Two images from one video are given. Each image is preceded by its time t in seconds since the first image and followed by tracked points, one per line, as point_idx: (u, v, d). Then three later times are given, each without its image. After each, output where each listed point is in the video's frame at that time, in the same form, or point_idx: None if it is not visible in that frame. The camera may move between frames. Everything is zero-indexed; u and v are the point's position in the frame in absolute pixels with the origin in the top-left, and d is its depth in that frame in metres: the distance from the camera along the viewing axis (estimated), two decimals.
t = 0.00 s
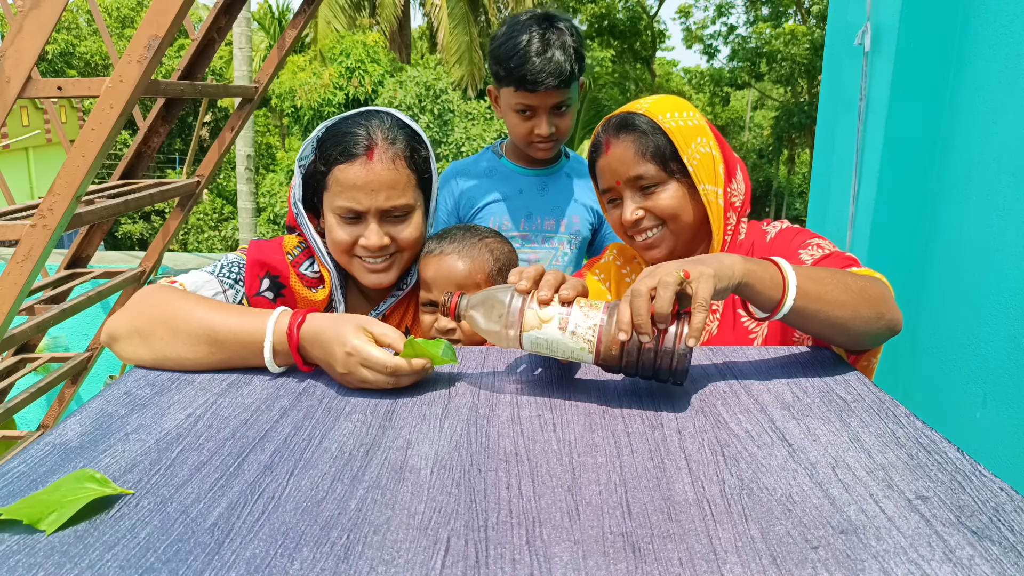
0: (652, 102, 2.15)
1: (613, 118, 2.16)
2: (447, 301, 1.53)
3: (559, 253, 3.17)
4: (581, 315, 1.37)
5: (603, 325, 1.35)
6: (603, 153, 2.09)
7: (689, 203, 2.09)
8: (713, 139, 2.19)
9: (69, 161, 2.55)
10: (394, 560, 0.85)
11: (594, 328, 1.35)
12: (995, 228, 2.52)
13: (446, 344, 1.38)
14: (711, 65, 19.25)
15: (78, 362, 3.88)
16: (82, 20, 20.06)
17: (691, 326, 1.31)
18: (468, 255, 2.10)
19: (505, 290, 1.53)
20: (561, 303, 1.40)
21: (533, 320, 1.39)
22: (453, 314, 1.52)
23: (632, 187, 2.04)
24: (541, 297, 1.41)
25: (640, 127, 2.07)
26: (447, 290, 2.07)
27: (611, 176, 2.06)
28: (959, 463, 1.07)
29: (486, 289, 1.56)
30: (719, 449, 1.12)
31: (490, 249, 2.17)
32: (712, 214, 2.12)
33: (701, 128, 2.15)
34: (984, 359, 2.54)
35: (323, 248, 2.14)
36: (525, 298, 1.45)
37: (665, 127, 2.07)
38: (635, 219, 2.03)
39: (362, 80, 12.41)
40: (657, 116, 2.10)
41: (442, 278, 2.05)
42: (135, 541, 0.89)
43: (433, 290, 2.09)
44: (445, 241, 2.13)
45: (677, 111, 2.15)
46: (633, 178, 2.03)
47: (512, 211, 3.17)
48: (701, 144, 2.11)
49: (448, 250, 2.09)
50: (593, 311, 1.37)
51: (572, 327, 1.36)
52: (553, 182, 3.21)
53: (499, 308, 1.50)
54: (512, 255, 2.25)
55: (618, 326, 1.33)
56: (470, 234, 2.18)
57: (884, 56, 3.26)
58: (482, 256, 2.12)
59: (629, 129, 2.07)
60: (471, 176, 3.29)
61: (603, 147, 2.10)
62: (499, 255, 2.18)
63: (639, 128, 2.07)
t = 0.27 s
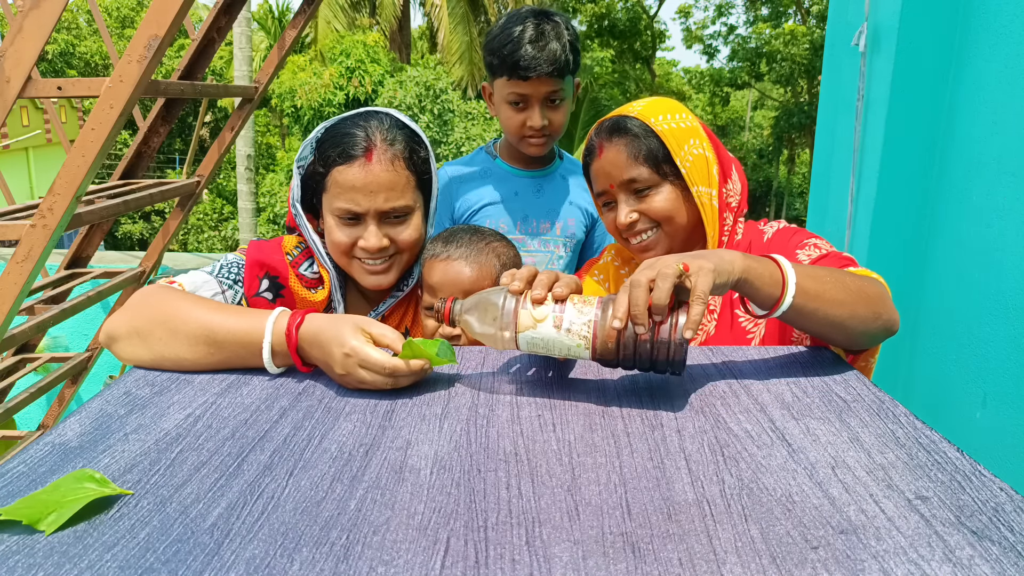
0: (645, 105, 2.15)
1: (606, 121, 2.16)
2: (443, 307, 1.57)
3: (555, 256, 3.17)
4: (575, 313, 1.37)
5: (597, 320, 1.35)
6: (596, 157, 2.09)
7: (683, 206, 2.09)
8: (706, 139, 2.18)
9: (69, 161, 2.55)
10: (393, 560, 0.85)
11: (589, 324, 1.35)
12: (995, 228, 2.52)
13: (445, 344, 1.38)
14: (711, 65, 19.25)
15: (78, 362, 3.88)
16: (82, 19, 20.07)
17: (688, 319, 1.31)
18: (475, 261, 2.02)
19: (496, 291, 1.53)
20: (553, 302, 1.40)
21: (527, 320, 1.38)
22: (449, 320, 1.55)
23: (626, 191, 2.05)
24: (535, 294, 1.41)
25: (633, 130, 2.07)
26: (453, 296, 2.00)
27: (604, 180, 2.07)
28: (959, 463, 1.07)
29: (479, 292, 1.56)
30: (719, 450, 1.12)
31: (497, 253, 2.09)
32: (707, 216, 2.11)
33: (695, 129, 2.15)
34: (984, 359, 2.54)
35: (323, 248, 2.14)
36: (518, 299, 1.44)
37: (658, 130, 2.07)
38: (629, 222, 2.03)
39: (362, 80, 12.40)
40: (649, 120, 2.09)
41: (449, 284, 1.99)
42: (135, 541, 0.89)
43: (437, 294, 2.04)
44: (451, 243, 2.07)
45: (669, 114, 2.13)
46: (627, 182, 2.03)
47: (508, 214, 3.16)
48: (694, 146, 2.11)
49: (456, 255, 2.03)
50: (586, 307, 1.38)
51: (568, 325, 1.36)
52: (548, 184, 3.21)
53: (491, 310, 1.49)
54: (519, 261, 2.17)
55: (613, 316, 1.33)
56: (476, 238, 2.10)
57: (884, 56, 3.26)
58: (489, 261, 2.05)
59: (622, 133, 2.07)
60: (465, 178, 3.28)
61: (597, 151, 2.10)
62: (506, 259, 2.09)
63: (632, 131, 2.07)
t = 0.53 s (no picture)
0: (644, 106, 2.14)
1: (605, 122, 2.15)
2: (437, 315, 1.57)
3: (546, 257, 3.17)
4: (572, 313, 1.37)
5: (594, 319, 1.35)
6: (595, 159, 2.09)
7: (682, 206, 2.09)
8: (705, 140, 2.18)
9: (69, 161, 2.55)
10: (394, 560, 0.85)
11: (586, 323, 1.35)
12: (995, 228, 2.52)
13: (445, 344, 1.38)
14: (711, 65, 19.25)
15: (78, 362, 3.88)
16: (82, 20, 20.08)
17: (686, 319, 1.31)
18: (471, 263, 2.01)
19: (490, 296, 1.54)
20: (549, 303, 1.40)
21: (524, 323, 1.38)
22: (444, 328, 1.55)
23: (625, 194, 2.05)
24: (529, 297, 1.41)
25: (632, 132, 2.06)
26: (449, 299, 1.99)
27: (604, 182, 2.07)
28: (959, 463, 1.07)
29: (474, 298, 1.57)
30: (719, 450, 1.12)
31: (494, 254, 2.08)
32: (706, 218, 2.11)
33: (694, 130, 2.15)
34: (984, 359, 2.54)
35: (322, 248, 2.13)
36: (515, 303, 1.43)
37: (657, 132, 2.07)
38: (628, 224, 2.03)
39: (362, 80, 12.40)
40: (648, 121, 2.09)
41: (445, 286, 1.98)
42: (135, 542, 0.89)
43: (434, 296, 2.03)
44: (446, 245, 2.04)
45: (668, 115, 2.13)
46: (626, 185, 2.03)
47: (500, 214, 3.16)
48: (693, 147, 2.11)
49: (451, 256, 2.01)
50: (583, 307, 1.38)
51: (563, 325, 1.36)
52: (539, 185, 3.21)
53: (487, 315, 1.50)
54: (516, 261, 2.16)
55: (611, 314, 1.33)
56: (471, 239, 2.08)
57: (883, 56, 3.26)
58: (486, 263, 2.04)
59: (621, 134, 2.07)
60: (456, 179, 3.26)
61: (596, 153, 2.10)
62: (502, 260, 2.09)
63: (632, 133, 2.06)
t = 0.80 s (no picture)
0: (644, 107, 2.14)
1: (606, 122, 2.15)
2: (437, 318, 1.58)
3: (546, 256, 3.17)
4: (571, 314, 1.36)
5: (593, 320, 1.35)
6: (595, 160, 2.09)
7: (682, 207, 2.09)
8: (705, 140, 2.18)
9: (69, 161, 2.55)
10: (393, 561, 0.85)
11: (586, 324, 1.35)
12: (995, 228, 2.52)
13: (445, 344, 1.39)
14: (711, 65, 19.24)
15: (78, 362, 3.88)
16: (82, 20, 20.08)
17: (685, 320, 1.31)
18: (469, 262, 2.01)
19: (490, 298, 1.54)
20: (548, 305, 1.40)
21: (523, 325, 1.38)
22: (445, 330, 1.55)
23: (625, 196, 2.05)
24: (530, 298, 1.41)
25: (632, 133, 2.06)
26: (448, 299, 1.98)
27: (605, 184, 2.07)
28: (959, 463, 1.07)
29: (473, 300, 1.57)
30: (719, 450, 1.12)
31: (491, 255, 2.07)
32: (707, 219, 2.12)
33: (694, 131, 2.15)
34: (984, 359, 2.54)
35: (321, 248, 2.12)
36: (514, 304, 1.43)
37: (658, 133, 2.07)
38: (628, 224, 2.03)
39: (362, 80, 12.40)
40: (648, 122, 2.09)
41: (442, 285, 1.97)
42: (134, 542, 0.89)
43: (431, 296, 2.02)
44: (444, 245, 2.03)
45: (668, 115, 2.13)
46: (626, 187, 2.03)
47: (497, 214, 3.17)
48: (694, 148, 2.11)
49: (449, 256, 2.00)
50: (582, 308, 1.37)
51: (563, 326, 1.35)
52: (537, 184, 3.21)
53: (487, 317, 1.51)
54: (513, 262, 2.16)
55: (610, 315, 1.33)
56: (469, 238, 2.07)
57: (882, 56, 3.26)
58: (484, 262, 2.04)
59: (622, 135, 2.06)
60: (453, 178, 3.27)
61: (596, 154, 2.09)
62: (500, 260, 2.09)
63: (632, 134, 2.06)
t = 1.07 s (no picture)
0: (643, 107, 2.14)
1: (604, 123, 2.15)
2: (438, 321, 1.58)
3: (548, 255, 3.15)
4: (571, 314, 1.37)
5: (593, 319, 1.35)
6: (595, 161, 2.09)
7: (682, 208, 2.09)
8: (704, 141, 2.18)
9: (69, 161, 2.55)
10: (393, 560, 0.85)
11: (586, 324, 1.35)
12: (995, 228, 2.52)
13: (445, 344, 1.38)
14: (711, 65, 19.24)
15: (78, 362, 3.88)
16: (82, 20, 20.08)
17: (684, 317, 1.31)
18: (470, 262, 2.00)
19: (489, 300, 1.53)
20: (547, 305, 1.40)
21: (524, 326, 1.38)
22: (445, 333, 1.56)
23: (625, 196, 2.05)
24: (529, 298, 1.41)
25: (631, 134, 2.06)
26: (449, 298, 1.98)
27: (604, 184, 2.07)
28: (959, 463, 1.07)
29: (472, 303, 1.56)
30: (719, 450, 1.12)
31: (490, 254, 2.07)
32: (706, 219, 2.12)
33: (693, 131, 2.15)
34: (983, 359, 2.54)
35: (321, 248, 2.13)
36: (513, 305, 1.43)
37: (657, 133, 2.07)
38: (628, 225, 2.04)
39: (362, 80, 12.40)
40: (648, 122, 2.08)
41: (444, 285, 1.96)
42: (134, 542, 0.89)
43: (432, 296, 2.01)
44: (445, 245, 2.03)
45: (667, 116, 2.13)
46: (626, 188, 2.03)
47: (499, 214, 3.17)
48: (693, 148, 2.11)
49: (450, 256, 2.00)
50: (581, 308, 1.38)
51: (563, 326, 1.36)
52: (538, 184, 3.21)
53: (487, 320, 1.49)
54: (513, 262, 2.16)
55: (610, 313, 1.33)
56: (469, 238, 2.08)
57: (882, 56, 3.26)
58: (485, 262, 2.04)
59: (620, 136, 2.06)
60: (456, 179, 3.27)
61: (595, 154, 2.09)
62: (500, 260, 2.09)
63: (631, 134, 2.06)
